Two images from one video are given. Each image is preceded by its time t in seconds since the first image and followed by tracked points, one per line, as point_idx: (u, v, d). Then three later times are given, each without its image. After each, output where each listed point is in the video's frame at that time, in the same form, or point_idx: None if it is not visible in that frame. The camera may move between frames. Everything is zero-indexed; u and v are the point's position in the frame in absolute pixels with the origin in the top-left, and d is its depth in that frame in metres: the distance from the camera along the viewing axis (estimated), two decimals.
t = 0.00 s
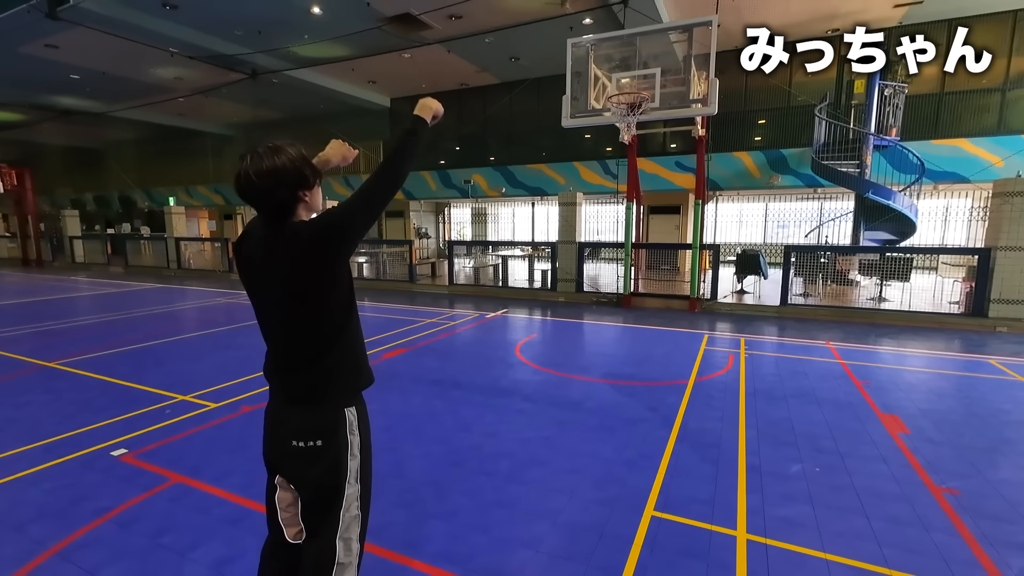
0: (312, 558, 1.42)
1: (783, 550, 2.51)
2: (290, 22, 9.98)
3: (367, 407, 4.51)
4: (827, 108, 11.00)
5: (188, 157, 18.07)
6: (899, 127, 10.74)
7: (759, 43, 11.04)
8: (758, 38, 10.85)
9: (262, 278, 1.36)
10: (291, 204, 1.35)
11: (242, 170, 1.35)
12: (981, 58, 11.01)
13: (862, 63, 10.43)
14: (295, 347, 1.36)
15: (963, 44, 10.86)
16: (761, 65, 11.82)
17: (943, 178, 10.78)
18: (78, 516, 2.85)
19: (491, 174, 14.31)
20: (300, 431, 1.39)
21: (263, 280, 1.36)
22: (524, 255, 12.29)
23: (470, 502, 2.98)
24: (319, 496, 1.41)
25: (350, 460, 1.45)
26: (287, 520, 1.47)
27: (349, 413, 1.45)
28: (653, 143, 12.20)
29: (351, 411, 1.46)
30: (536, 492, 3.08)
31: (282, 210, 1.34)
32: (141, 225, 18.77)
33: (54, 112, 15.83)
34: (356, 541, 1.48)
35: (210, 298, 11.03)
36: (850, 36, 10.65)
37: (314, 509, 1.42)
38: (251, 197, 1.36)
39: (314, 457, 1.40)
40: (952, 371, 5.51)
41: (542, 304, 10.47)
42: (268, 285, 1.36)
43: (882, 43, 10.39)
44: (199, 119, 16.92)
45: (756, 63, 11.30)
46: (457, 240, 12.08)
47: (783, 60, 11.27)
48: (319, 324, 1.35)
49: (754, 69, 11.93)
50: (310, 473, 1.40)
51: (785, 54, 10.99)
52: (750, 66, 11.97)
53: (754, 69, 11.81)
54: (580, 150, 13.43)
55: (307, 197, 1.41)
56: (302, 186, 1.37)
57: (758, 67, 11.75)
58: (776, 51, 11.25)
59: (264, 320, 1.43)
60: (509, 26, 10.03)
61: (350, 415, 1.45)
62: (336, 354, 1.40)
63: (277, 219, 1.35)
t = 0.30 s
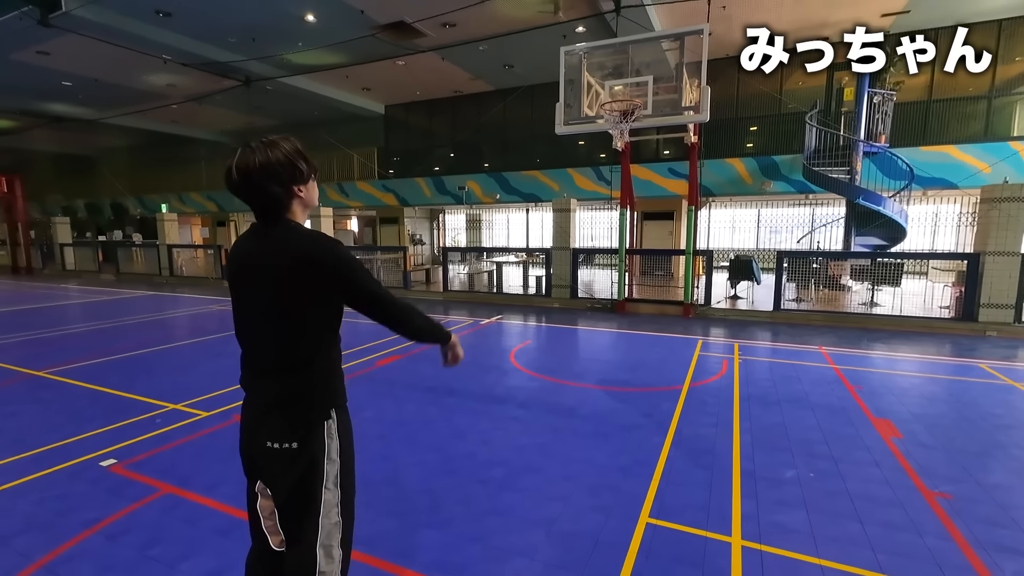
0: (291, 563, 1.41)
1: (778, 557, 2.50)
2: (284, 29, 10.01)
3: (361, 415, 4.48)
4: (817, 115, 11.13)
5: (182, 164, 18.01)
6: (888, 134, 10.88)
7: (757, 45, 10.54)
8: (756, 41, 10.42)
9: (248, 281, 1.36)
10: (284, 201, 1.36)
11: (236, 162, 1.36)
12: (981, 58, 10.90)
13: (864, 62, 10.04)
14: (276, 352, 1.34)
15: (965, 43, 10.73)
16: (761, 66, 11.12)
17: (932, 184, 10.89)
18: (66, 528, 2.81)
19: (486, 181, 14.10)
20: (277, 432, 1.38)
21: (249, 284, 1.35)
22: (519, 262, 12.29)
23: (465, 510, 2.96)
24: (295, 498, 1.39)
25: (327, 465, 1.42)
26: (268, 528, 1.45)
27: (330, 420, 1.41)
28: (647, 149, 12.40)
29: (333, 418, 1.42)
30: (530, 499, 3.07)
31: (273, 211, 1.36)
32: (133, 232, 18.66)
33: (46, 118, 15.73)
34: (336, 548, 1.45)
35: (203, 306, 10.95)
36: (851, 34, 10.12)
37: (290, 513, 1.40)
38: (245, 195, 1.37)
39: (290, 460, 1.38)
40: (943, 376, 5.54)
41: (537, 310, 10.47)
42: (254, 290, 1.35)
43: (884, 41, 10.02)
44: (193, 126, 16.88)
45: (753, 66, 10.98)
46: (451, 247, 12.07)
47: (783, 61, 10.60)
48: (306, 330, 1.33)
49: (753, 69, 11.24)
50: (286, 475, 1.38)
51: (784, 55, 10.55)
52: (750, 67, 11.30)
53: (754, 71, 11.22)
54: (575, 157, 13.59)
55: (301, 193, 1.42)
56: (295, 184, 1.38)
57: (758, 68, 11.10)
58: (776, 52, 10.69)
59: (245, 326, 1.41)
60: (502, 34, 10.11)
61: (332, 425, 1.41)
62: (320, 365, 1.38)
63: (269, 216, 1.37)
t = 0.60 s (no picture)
0: None
1: (775, 561, 2.50)
2: (279, 35, 10.03)
3: (356, 421, 4.45)
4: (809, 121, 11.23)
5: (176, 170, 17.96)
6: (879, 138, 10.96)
7: (755, 46, 9.90)
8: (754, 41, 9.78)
9: (245, 293, 1.32)
10: (299, 218, 1.35)
11: (253, 175, 1.35)
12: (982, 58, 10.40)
13: (861, 63, 9.56)
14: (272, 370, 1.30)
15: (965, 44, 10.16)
16: (761, 66, 10.24)
17: (924, 188, 10.98)
18: (56, 538, 2.77)
19: (482, 185, 14.07)
20: (264, 451, 1.34)
21: (246, 292, 1.31)
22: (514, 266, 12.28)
23: (460, 516, 2.94)
24: (284, 519, 1.37)
25: (316, 486, 1.40)
26: (253, 553, 1.39)
27: (321, 439, 1.40)
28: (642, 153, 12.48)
29: (323, 439, 1.41)
30: (527, 505, 3.06)
31: (285, 226, 1.34)
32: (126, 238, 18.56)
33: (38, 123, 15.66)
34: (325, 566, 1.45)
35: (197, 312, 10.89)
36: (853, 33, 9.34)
37: (279, 534, 1.38)
38: (258, 207, 1.35)
39: (278, 480, 1.35)
40: (936, 378, 5.56)
41: (532, 314, 10.47)
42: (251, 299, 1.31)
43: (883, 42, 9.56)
44: (187, 131, 16.85)
45: (752, 67, 10.16)
46: (447, 252, 12.07)
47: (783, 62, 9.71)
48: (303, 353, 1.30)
49: (753, 70, 10.32)
50: (274, 495, 1.35)
51: (784, 54, 9.69)
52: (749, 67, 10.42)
53: (753, 72, 10.32)
54: (570, 161, 13.56)
55: (315, 210, 1.42)
56: (309, 204, 1.37)
57: (758, 69, 10.22)
58: (776, 52, 9.83)
59: (232, 334, 1.36)
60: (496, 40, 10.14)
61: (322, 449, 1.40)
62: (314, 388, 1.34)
63: (280, 231, 1.35)
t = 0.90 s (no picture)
0: None
1: (772, 562, 2.50)
2: (275, 38, 10.03)
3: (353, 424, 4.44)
4: (804, 123, 11.30)
5: (172, 173, 17.93)
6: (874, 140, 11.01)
7: (756, 46, 9.98)
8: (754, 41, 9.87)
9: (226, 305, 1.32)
10: (277, 218, 1.36)
11: (232, 176, 1.36)
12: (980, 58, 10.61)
13: (860, 63, 9.65)
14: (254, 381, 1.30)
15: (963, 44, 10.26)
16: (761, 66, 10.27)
17: (918, 189, 11.05)
18: (49, 543, 2.75)
19: (478, 188, 14.05)
20: (246, 462, 1.35)
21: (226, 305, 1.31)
22: (512, 268, 12.26)
23: (457, 520, 2.93)
24: (268, 529, 1.38)
25: (300, 495, 1.39)
26: (242, 561, 1.43)
27: (303, 449, 1.39)
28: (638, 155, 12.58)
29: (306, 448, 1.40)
30: (524, 508, 3.05)
31: (264, 227, 1.35)
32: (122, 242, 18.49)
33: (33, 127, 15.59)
34: None
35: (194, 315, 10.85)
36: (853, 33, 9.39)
37: (264, 544, 1.39)
38: (237, 209, 1.35)
39: (260, 491, 1.36)
40: (931, 379, 5.59)
41: (530, 316, 10.47)
42: (226, 307, 1.31)
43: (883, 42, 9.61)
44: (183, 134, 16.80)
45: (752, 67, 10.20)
46: (444, 254, 12.06)
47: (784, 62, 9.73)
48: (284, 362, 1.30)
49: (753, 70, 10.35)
50: (256, 506, 1.36)
51: (785, 54, 9.71)
52: (749, 67, 10.43)
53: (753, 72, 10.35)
54: (567, 164, 13.65)
55: (295, 212, 1.42)
56: (289, 205, 1.38)
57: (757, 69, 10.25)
58: (777, 52, 9.85)
59: (214, 343, 1.36)
60: (492, 42, 10.15)
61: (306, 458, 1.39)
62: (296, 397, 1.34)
63: (258, 234, 1.35)
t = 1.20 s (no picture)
0: None
1: (770, 562, 2.49)
2: (273, 40, 10.03)
3: (350, 426, 4.43)
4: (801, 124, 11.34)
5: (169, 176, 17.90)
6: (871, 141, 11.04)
7: (756, 45, 10.38)
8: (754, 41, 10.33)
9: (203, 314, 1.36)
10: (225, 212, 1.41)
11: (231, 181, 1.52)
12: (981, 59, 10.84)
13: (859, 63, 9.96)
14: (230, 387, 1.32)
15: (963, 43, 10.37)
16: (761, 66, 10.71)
17: (915, 189, 11.08)
18: (44, 547, 2.74)
19: (477, 190, 14.06)
20: (230, 472, 1.36)
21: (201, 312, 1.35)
22: (510, 269, 12.23)
23: (455, 521, 2.92)
24: (254, 541, 1.38)
25: (283, 506, 1.38)
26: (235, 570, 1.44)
27: (285, 457, 1.39)
28: (637, 156, 12.56)
29: (287, 456, 1.39)
30: (522, 509, 3.04)
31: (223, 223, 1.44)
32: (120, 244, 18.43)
33: (30, 129, 15.55)
34: None
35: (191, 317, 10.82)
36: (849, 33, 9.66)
37: (252, 554, 1.39)
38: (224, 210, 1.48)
39: (242, 502, 1.36)
40: (930, 378, 5.59)
41: (528, 318, 10.45)
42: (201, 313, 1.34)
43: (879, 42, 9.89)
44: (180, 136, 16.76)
45: (753, 66, 10.63)
46: (442, 255, 12.05)
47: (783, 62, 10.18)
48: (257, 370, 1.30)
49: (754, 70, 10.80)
50: (240, 517, 1.36)
51: (784, 54, 10.12)
52: (750, 66, 10.89)
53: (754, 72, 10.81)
54: (565, 165, 13.65)
55: (246, 210, 1.42)
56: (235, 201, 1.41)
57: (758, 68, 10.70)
58: (776, 52, 10.35)
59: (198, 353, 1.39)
60: (489, 44, 10.18)
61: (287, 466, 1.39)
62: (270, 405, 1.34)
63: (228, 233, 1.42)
